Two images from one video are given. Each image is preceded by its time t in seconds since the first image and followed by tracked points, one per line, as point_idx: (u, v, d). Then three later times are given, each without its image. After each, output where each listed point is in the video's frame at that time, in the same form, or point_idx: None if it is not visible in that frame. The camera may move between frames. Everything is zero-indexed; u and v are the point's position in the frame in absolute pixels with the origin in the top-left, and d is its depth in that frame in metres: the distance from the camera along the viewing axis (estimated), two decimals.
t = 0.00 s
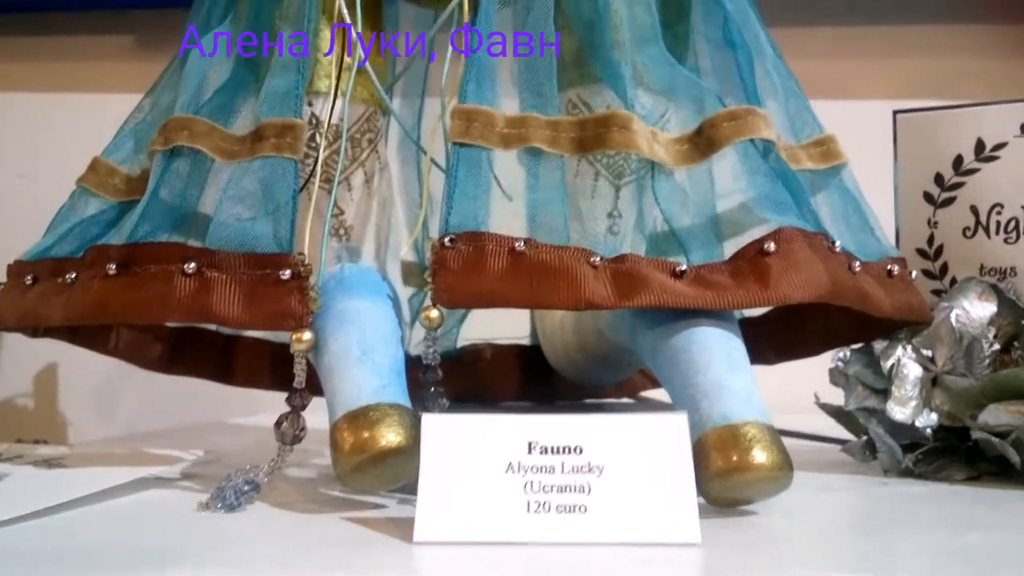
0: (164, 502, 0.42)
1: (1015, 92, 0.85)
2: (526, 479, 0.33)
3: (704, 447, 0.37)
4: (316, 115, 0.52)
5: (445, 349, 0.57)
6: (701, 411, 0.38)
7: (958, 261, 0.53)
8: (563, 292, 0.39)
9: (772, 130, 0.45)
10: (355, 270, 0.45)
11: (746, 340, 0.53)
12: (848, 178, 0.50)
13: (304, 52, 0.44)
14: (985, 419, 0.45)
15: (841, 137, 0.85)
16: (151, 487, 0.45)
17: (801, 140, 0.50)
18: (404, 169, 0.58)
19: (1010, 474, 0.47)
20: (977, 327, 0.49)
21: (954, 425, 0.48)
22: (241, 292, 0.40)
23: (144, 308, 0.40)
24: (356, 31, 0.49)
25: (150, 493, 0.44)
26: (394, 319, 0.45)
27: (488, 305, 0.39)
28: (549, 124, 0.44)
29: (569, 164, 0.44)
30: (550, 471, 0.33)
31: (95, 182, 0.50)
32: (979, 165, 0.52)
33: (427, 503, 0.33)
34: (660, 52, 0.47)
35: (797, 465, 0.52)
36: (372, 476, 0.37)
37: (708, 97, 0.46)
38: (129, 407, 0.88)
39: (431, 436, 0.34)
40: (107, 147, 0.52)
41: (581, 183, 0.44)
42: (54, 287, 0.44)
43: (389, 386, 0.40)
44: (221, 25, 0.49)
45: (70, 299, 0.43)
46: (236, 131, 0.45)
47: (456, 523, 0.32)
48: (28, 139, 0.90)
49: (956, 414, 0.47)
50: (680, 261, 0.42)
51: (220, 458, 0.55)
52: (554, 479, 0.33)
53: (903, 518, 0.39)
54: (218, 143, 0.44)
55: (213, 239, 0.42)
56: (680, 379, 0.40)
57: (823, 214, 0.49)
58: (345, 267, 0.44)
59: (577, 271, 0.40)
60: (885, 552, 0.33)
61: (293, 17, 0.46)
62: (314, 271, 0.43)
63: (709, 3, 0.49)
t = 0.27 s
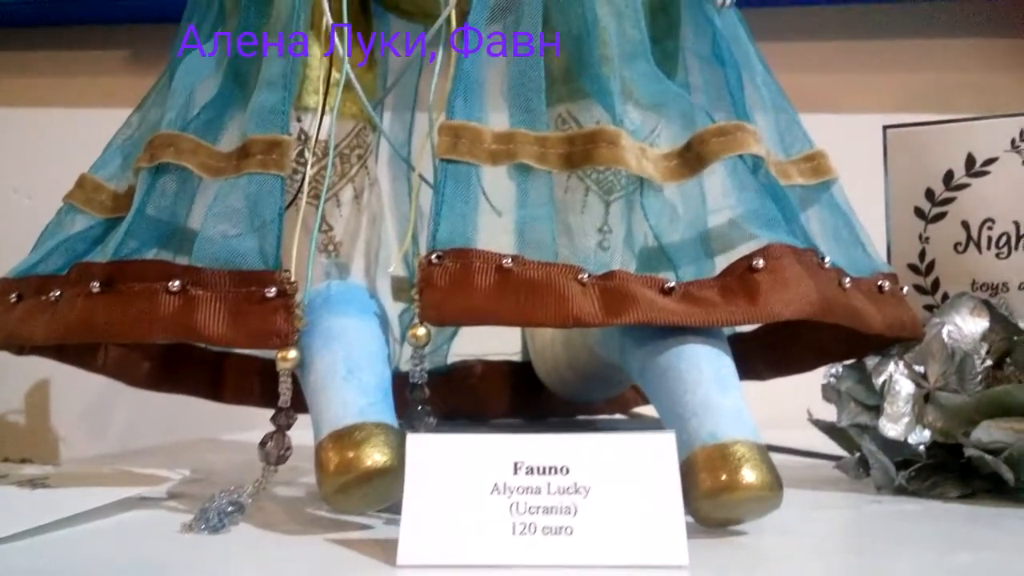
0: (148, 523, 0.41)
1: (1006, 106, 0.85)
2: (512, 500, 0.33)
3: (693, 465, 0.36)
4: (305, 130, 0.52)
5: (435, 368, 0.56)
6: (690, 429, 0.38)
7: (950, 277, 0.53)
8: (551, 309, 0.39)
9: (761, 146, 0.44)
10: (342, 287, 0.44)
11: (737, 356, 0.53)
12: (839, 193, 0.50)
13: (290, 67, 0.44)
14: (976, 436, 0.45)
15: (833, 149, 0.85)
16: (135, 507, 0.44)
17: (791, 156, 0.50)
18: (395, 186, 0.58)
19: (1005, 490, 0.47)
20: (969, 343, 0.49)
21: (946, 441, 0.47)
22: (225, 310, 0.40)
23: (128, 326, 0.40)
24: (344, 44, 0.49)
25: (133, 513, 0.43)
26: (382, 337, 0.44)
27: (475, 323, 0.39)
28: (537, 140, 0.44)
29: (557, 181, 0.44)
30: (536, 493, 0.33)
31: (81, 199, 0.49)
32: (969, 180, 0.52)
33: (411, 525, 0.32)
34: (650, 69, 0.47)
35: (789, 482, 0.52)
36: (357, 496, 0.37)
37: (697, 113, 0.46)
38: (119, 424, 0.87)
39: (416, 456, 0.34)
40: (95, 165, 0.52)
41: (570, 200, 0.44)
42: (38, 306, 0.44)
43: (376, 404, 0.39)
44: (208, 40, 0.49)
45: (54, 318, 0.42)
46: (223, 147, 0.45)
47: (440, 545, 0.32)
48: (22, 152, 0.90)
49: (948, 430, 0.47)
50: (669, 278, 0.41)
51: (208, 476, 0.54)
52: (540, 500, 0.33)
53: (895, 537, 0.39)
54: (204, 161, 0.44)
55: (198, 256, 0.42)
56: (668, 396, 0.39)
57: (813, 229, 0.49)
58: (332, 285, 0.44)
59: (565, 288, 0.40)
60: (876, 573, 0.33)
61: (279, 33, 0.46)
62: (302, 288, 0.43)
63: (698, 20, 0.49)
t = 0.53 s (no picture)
0: (139, 557, 0.42)
1: (999, 131, 0.86)
2: (501, 541, 0.33)
3: (682, 503, 0.36)
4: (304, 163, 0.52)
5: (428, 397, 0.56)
6: (680, 467, 0.38)
7: (942, 310, 0.53)
8: (543, 347, 0.40)
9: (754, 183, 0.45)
10: (335, 321, 0.45)
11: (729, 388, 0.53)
12: (831, 228, 0.50)
13: (288, 105, 0.44)
14: (967, 469, 0.45)
15: (827, 173, 0.86)
16: (128, 539, 0.45)
17: (784, 191, 0.50)
18: (392, 213, 0.57)
19: (997, 525, 0.46)
20: (961, 377, 0.49)
21: (938, 474, 0.47)
22: (220, 345, 0.40)
23: (124, 362, 0.40)
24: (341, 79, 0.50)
25: (125, 546, 0.43)
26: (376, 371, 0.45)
27: (469, 359, 0.39)
28: (531, 176, 0.44)
29: (552, 217, 0.44)
30: (526, 533, 0.33)
31: (80, 230, 0.50)
32: (962, 215, 0.52)
33: (401, 564, 0.33)
34: (645, 105, 0.48)
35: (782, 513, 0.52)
36: (348, 533, 0.37)
37: (690, 150, 0.47)
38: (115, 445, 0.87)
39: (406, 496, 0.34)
40: (93, 195, 0.52)
41: (566, 232, 0.44)
42: (34, 338, 0.44)
43: (367, 440, 0.40)
44: (206, 75, 0.49)
45: (50, 350, 0.43)
46: (222, 182, 0.45)
47: None
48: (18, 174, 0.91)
49: (939, 464, 0.47)
50: (661, 314, 0.42)
51: (202, 504, 0.54)
52: (530, 540, 0.33)
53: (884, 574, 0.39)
54: (202, 196, 0.44)
55: (194, 291, 0.42)
56: (659, 433, 0.40)
57: (802, 261, 0.49)
58: (325, 318, 0.44)
59: (558, 326, 0.40)
60: None
61: (277, 69, 0.46)
62: (295, 327, 0.43)
63: (692, 57, 0.50)
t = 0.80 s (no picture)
0: None
1: (1004, 157, 0.86)
2: None
3: (697, 554, 0.37)
4: (318, 204, 0.53)
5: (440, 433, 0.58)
6: (694, 516, 0.38)
7: (950, 348, 0.54)
8: (557, 395, 0.40)
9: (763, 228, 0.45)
10: (349, 367, 0.45)
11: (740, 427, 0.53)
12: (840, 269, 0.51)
13: (304, 153, 0.45)
14: (978, 512, 0.45)
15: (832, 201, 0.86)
16: None
17: (793, 233, 0.50)
18: (404, 259, 0.57)
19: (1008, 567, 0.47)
20: (970, 418, 0.49)
21: (948, 515, 0.47)
22: (236, 394, 0.41)
23: (142, 410, 0.41)
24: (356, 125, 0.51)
25: None
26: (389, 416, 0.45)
27: (482, 408, 0.40)
28: (544, 223, 0.45)
29: (565, 263, 0.44)
30: None
31: (96, 272, 0.50)
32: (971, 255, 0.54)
33: None
34: (655, 149, 0.48)
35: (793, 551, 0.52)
36: None
37: (700, 195, 0.47)
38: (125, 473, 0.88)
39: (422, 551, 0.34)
40: (108, 236, 0.53)
41: (578, 271, 0.44)
42: (53, 382, 0.45)
43: (381, 488, 0.40)
44: (223, 122, 0.50)
45: (69, 395, 0.43)
46: (239, 230, 0.46)
47: None
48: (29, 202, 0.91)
49: (950, 504, 0.47)
50: (672, 363, 0.43)
51: (215, 542, 0.55)
52: None
53: None
54: (218, 243, 0.45)
55: (212, 340, 0.43)
56: (671, 481, 0.40)
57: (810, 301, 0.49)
58: (340, 363, 0.45)
59: (571, 375, 0.40)
60: None
61: (292, 116, 0.47)
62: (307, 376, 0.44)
63: (701, 101, 0.51)
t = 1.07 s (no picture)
0: None
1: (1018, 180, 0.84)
2: None
3: None
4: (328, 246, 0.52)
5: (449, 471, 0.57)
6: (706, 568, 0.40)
7: (958, 388, 0.54)
8: (568, 446, 0.40)
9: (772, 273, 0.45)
10: (360, 412, 0.45)
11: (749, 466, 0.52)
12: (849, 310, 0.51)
13: (315, 201, 0.45)
14: (990, 555, 0.45)
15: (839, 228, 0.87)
16: None
17: (800, 273, 0.51)
18: (412, 302, 0.58)
19: None
20: (980, 460, 0.49)
21: (958, 557, 0.48)
22: (248, 444, 0.41)
23: (155, 461, 0.41)
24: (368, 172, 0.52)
25: None
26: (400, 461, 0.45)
27: (493, 456, 0.40)
28: (555, 269, 0.45)
29: (576, 311, 0.44)
30: None
31: (109, 315, 0.51)
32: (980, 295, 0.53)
33: None
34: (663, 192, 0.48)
35: None
36: None
37: (708, 239, 0.47)
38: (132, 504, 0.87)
39: None
40: (120, 276, 0.53)
41: (588, 311, 0.44)
42: (66, 430, 0.45)
43: (394, 540, 0.40)
44: (232, 163, 0.51)
45: (82, 447, 0.43)
46: (250, 277, 0.46)
47: None
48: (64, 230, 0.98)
49: (961, 546, 0.47)
50: (683, 412, 0.43)
51: None
52: None
53: None
54: (230, 291, 0.45)
55: (223, 389, 0.43)
56: (683, 531, 0.41)
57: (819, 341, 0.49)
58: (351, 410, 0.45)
59: (583, 425, 0.41)
60: None
61: (300, 163, 0.47)
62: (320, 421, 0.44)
63: (707, 142, 0.51)
